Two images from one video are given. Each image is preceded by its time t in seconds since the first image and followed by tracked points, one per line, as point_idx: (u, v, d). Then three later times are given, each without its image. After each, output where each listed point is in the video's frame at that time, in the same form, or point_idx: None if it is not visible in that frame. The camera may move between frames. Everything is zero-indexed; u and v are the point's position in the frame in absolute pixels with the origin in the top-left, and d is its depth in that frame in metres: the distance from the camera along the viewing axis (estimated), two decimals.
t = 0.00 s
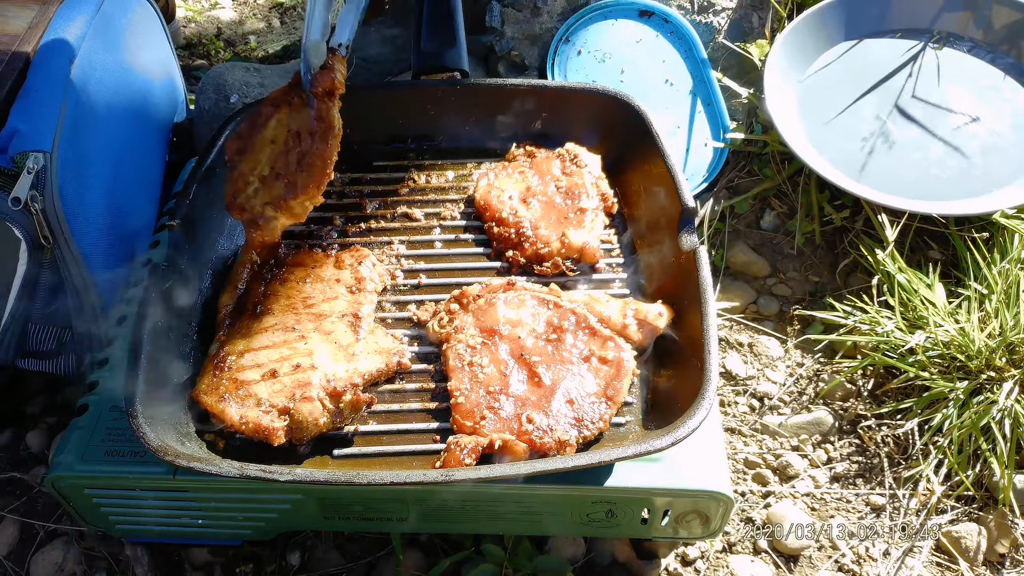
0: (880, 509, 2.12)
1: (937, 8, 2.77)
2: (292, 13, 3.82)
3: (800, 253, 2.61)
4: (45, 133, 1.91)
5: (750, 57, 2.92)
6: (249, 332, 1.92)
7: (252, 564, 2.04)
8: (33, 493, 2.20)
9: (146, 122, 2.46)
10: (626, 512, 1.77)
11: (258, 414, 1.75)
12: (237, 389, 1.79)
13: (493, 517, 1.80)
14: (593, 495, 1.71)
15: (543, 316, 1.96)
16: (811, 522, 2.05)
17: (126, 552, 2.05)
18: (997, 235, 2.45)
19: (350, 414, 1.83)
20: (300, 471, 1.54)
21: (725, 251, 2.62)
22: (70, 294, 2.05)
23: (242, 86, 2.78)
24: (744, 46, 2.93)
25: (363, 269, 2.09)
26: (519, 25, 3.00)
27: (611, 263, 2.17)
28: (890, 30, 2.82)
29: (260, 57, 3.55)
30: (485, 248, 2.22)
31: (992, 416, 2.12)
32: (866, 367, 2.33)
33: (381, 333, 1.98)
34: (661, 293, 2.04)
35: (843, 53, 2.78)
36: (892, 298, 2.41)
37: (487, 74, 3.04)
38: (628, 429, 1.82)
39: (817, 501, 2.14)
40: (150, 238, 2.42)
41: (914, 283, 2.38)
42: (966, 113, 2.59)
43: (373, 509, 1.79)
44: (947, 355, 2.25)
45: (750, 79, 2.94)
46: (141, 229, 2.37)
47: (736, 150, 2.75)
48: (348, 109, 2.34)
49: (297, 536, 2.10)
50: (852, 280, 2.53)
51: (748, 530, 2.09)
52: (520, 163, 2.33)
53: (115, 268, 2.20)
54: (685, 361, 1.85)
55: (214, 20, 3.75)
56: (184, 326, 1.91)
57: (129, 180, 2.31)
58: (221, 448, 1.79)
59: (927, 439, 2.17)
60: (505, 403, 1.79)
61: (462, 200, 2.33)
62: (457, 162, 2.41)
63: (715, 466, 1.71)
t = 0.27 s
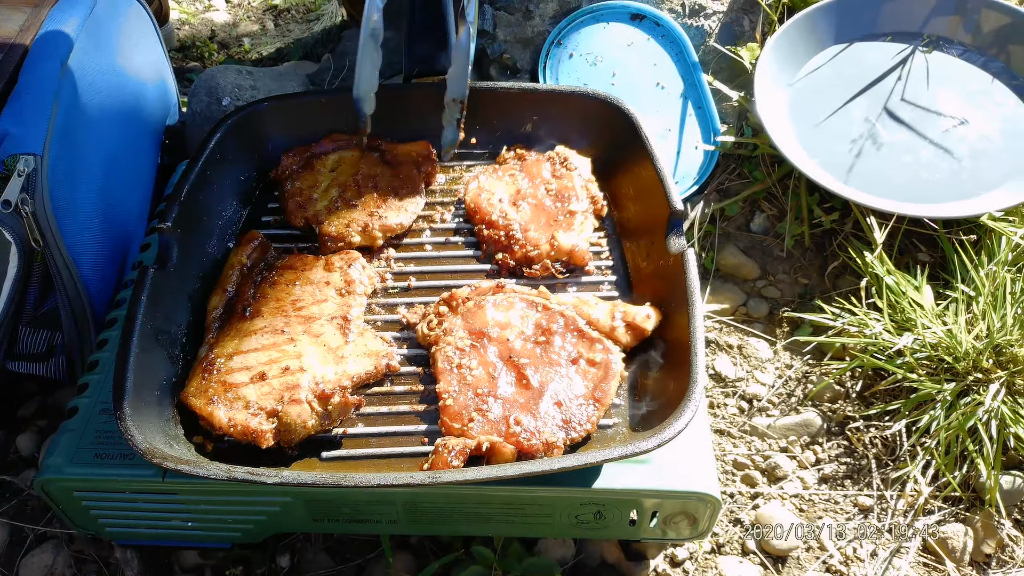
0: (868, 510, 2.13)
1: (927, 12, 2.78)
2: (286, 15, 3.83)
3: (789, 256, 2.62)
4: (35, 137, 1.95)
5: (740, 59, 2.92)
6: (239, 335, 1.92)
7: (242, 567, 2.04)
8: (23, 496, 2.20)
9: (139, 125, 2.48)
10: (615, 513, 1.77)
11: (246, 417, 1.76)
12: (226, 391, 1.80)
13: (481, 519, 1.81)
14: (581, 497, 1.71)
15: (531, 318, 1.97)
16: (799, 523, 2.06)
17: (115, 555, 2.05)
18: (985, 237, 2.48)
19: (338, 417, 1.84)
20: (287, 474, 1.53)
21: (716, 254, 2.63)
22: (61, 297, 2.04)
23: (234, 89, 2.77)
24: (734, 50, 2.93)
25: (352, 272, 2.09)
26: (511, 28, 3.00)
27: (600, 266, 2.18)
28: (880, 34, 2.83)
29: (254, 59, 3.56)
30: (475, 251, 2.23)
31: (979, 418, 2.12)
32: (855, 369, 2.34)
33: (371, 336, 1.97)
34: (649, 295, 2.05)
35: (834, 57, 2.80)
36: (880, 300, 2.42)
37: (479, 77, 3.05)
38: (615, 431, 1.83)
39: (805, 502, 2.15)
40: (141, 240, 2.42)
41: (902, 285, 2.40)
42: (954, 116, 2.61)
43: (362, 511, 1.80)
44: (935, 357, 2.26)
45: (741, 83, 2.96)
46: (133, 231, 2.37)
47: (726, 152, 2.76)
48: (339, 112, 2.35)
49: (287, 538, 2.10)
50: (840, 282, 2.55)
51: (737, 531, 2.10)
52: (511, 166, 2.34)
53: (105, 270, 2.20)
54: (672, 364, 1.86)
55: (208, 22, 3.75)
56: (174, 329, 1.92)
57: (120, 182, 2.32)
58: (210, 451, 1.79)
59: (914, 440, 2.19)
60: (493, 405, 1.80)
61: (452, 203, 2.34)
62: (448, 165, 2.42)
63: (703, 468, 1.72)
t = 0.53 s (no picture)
0: (863, 512, 2.14)
1: (919, 15, 2.80)
2: (281, 20, 3.84)
3: (783, 259, 2.63)
4: (30, 142, 1.96)
5: (733, 64, 2.94)
6: (235, 341, 1.93)
7: (239, 571, 2.05)
8: (20, 502, 2.20)
9: (134, 131, 2.48)
10: (610, 516, 1.78)
11: (242, 422, 1.76)
12: (222, 397, 1.80)
13: (478, 523, 1.81)
14: (577, 500, 1.72)
15: (526, 323, 1.98)
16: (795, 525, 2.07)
17: (112, 560, 2.05)
18: (977, 240, 2.49)
19: (334, 422, 1.84)
20: (283, 478, 1.54)
21: (710, 257, 2.64)
22: (56, 303, 2.05)
23: (228, 95, 2.78)
24: (728, 54, 2.95)
25: (347, 277, 2.10)
26: (505, 33, 3.01)
27: (594, 270, 2.19)
28: (872, 37, 2.84)
29: (249, 64, 3.57)
30: (470, 255, 2.24)
31: (973, 419, 2.14)
32: (849, 372, 2.35)
33: (366, 341, 1.98)
34: (643, 299, 2.06)
35: (826, 61, 2.82)
36: (874, 303, 2.44)
37: (474, 81, 3.06)
38: (610, 434, 1.84)
39: (801, 504, 2.16)
40: (137, 245, 2.43)
41: (895, 288, 2.41)
42: (947, 120, 2.63)
43: (359, 515, 1.80)
44: (929, 359, 2.27)
45: (735, 86, 2.96)
46: (128, 238, 2.37)
47: (720, 156, 2.77)
48: (334, 117, 2.36)
49: (284, 543, 2.10)
50: (835, 285, 2.56)
51: (733, 533, 2.10)
52: (504, 170, 2.35)
53: (102, 276, 2.20)
54: (666, 367, 1.87)
55: (203, 27, 3.76)
56: (170, 335, 1.92)
57: (116, 188, 2.32)
58: (206, 456, 1.79)
59: (908, 442, 2.19)
60: (488, 409, 1.81)
61: (447, 207, 2.35)
62: (443, 170, 2.44)
63: (698, 471, 1.73)
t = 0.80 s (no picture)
0: (866, 513, 2.14)
1: (922, 18, 2.81)
2: (284, 23, 3.86)
3: (786, 261, 2.64)
4: (37, 144, 1.96)
5: (736, 67, 2.95)
6: (240, 342, 1.93)
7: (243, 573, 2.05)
8: (24, 504, 2.20)
9: (139, 133, 2.49)
10: (614, 518, 1.78)
11: (247, 423, 1.77)
12: (227, 398, 1.81)
13: (482, 524, 1.82)
14: (581, 501, 1.72)
15: (530, 324, 1.98)
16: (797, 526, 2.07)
17: (117, 562, 2.06)
18: (980, 242, 2.50)
19: (339, 422, 1.85)
20: (289, 479, 1.54)
21: (713, 259, 2.65)
22: (61, 304, 2.05)
23: (233, 98, 2.78)
24: (730, 57, 2.96)
25: (352, 280, 2.11)
26: (509, 36, 3.02)
27: (597, 272, 2.20)
28: (875, 40, 2.86)
29: (253, 67, 3.58)
30: (475, 257, 2.25)
31: (976, 421, 2.14)
32: (852, 374, 2.35)
33: (371, 342, 1.99)
34: (646, 301, 2.07)
35: (829, 63, 2.83)
36: (877, 305, 2.44)
37: (477, 84, 3.08)
38: (614, 436, 1.84)
39: (804, 506, 2.16)
40: (141, 247, 2.44)
41: (898, 290, 2.42)
42: (949, 122, 2.63)
43: (363, 517, 1.80)
44: (931, 360, 2.27)
45: (737, 89, 2.98)
46: (132, 240, 2.38)
47: (723, 159, 2.78)
48: (340, 120, 2.37)
49: (289, 544, 2.11)
50: (838, 287, 2.57)
51: (736, 535, 2.11)
52: (508, 173, 2.35)
53: (106, 278, 2.21)
54: (670, 368, 1.87)
55: (206, 31, 3.78)
56: (175, 336, 1.93)
57: (120, 190, 2.33)
58: (212, 457, 1.80)
59: (912, 444, 2.19)
60: (493, 410, 1.81)
61: (451, 209, 2.36)
62: (447, 172, 2.45)
63: (702, 472, 1.73)
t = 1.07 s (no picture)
0: (864, 518, 2.14)
1: (917, 23, 2.82)
2: (282, 27, 3.86)
3: (783, 265, 2.65)
4: (35, 152, 1.96)
5: (733, 71, 2.97)
6: (238, 348, 1.93)
7: None
8: (22, 509, 2.20)
9: (136, 138, 2.49)
10: (612, 523, 1.79)
11: (246, 428, 1.77)
12: (226, 403, 1.81)
13: (480, 529, 1.82)
14: (579, 506, 1.72)
15: (529, 329, 1.99)
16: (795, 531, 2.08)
17: (115, 566, 2.05)
18: (976, 246, 2.51)
19: (337, 427, 1.83)
20: (287, 484, 1.55)
21: (710, 264, 2.65)
22: (59, 308, 2.05)
23: (231, 102, 2.78)
24: (728, 62, 2.98)
25: (350, 283, 2.10)
26: (507, 41, 3.04)
27: (595, 277, 2.20)
28: (871, 45, 2.87)
29: (251, 71, 3.59)
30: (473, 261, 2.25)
31: (973, 425, 2.15)
32: (849, 378, 2.36)
33: (370, 347, 1.99)
34: (643, 305, 2.08)
35: (826, 68, 2.84)
36: (874, 309, 2.45)
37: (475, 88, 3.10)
38: (613, 440, 1.84)
39: (801, 510, 2.16)
40: (140, 252, 2.44)
41: (895, 294, 2.43)
42: (945, 126, 2.64)
43: (361, 522, 1.80)
44: (928, 365, 2.28)
45: (735, 94, 3.01)
46: (131, 244, 2.38)
47: (720, 163, 2.79)
48: (339, 124, 2.37)
49: (287, 549, 2.10)
50: (835, 291, 2.57)
51: (734, 539, 2.11)
52: (506, 177, 2.36)
53: (105, 283, 2.21)
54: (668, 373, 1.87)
55: (204, 34, 3.78)
56: (173, 341, 1.93)
57: (118, 195, 2.33)
58: (211, 462, 1.80)
59: (909, 448, 2.20)
60: (491, 415, 1.82)
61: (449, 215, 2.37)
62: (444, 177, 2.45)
63: (700, 477, 1.74)
